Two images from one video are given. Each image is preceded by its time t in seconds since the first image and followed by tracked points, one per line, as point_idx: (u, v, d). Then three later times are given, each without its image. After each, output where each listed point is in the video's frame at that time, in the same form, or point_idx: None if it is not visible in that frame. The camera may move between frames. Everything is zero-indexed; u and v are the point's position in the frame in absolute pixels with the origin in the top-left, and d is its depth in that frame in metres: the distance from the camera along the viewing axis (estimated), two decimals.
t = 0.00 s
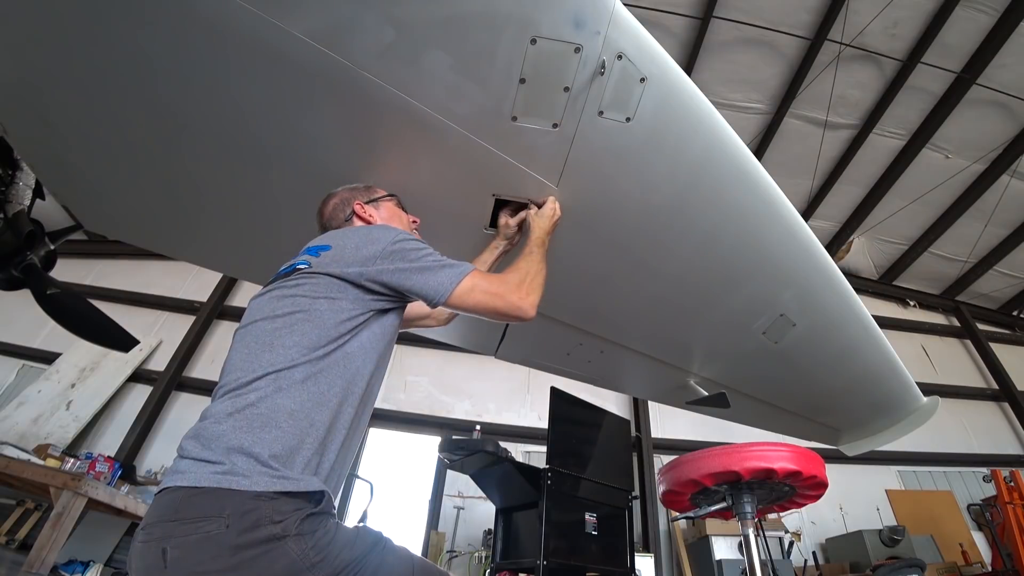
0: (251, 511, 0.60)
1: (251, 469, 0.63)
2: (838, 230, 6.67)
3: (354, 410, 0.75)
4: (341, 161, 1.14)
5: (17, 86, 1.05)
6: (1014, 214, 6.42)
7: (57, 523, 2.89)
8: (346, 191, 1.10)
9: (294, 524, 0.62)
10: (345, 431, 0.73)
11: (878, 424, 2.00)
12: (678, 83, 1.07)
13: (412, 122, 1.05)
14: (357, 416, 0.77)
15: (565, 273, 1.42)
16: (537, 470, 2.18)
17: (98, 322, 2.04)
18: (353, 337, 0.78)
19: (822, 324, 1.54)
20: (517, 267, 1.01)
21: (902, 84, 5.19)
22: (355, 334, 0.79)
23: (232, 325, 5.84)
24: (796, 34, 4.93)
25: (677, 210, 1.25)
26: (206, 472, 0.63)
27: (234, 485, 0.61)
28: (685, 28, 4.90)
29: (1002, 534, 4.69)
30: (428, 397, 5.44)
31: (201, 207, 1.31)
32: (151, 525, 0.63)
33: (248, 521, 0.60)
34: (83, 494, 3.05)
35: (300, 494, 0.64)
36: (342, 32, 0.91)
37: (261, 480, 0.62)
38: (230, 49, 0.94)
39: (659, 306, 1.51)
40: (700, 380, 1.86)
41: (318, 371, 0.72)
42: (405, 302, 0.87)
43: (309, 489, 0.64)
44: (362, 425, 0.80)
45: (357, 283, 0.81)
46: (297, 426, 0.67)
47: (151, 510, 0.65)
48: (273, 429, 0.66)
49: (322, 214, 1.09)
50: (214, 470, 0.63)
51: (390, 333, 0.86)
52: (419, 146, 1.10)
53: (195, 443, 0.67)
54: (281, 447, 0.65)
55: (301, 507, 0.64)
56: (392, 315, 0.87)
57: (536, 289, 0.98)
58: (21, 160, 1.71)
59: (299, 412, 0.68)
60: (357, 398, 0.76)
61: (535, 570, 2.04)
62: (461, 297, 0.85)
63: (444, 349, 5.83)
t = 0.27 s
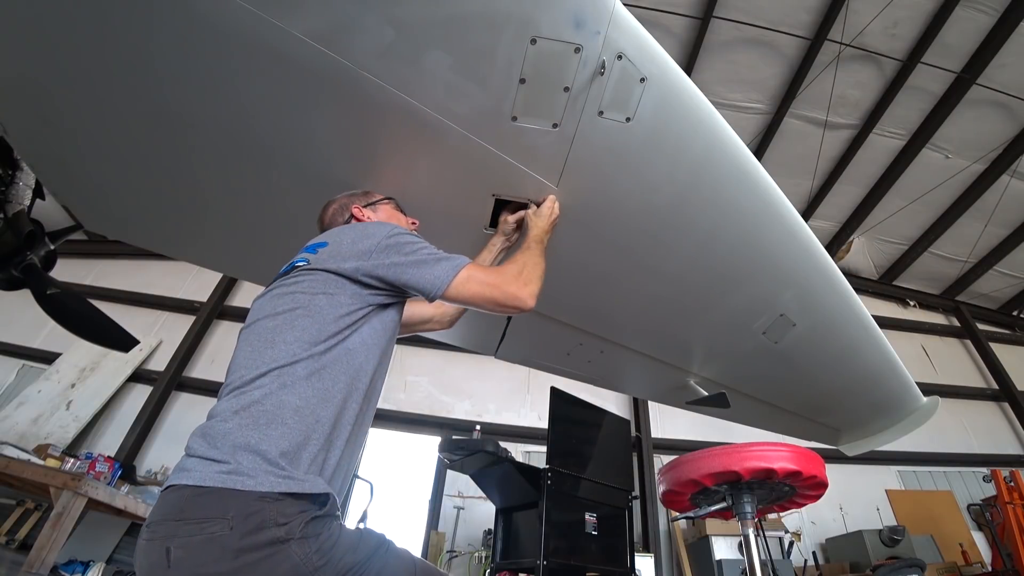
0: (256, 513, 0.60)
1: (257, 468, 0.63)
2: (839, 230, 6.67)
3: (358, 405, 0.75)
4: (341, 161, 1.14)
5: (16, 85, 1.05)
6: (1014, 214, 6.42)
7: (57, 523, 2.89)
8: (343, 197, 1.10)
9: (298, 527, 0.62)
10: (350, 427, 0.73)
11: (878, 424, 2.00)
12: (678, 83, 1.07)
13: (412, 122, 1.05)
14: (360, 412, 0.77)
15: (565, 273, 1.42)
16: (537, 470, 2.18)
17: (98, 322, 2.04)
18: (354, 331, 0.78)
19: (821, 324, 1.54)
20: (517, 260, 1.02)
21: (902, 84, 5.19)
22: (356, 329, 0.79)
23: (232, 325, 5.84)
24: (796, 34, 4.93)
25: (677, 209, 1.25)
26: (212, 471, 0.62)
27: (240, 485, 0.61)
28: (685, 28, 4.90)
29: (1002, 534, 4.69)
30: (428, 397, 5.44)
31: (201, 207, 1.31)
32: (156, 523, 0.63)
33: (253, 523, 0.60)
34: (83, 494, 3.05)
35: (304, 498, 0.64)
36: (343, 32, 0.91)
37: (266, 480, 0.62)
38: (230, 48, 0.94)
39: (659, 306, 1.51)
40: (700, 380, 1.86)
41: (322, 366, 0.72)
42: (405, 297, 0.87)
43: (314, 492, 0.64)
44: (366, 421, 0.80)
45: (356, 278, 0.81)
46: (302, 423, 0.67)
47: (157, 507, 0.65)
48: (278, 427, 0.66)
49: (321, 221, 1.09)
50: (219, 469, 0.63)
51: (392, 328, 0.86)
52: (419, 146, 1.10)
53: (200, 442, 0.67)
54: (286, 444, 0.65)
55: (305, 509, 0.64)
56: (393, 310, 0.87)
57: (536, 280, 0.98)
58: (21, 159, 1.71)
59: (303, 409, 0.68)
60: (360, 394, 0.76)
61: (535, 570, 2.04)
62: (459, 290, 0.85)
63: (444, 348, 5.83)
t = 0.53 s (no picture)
0: (255, 513, 0.60)
1: (256, 468, 0.62)
2: (839, 230, 6.67)
3: (358, 403, 0.75)
4: (341, 160, 1.14)
5: (16, 85, 1.04)
6: (1014, 214, 6.42)
7: (57, 523, 2.89)
8: (343, 201, 1.13)
9: (298, 527, 0.62)
10: (349, 425, 0.73)
11: (877, 424, 2.00)
12: (678, 83, 1.07)
13: (412, 122, 1.05)
14: (360, 410, 0.77)
15: (565, 273, 1.42)
16: (537, 470, 2.18)
17: (98, 322, 2.04)
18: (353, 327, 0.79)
19: (822, 324, 1.54)
20: (516, 255, 1.03)
21: (902, 84, 5.19)
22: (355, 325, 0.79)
23: (232, 325, 5.84)
24: (796, 34, 4.93)
25: (677, 209, 1.25)
26: (211, 471, 0.63)
27: (239, 485, 0.61)
28: (685, 28, 4.90)
29: (1002, 534, 4.69)
30: (428, 397, 5.44)
31: (201, 206, 1.30)
32: (156, 523, 0.63)
33: (252, 523, 0.60)
34: (83, 494, 3.05)
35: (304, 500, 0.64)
36: (343, 32, 0.91)
37: (265, 480, 0.62)
38: (231, 48, 0.94)
39: (659, 306, 1.51)
40: (700, 380, 1.86)
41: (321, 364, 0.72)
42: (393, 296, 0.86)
43: (313, 492, 0.64)
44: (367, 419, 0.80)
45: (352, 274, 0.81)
46: (300, 423, 0.67)
47: (158, 506, 0.65)
48: (276, 426, 0.66)
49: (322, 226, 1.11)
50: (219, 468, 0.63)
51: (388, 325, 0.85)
52: (419, 146, 1.10)
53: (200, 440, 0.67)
54: (284, 444, 0.65)
55: (305, 509, 0.64)
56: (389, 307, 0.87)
57: (534, 273, 0.99)
58: (21, 159, 1.71)
59: (302, 408, 0.68)
60: (360, 392, 0.76)
61: (535, 570, 2.04)
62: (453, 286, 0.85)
63: (444, 349, 5.83)
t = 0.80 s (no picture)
0: (256, 512, 0.60)
1: (258, 467, 0.62)
2: (839, 230, 6.67)
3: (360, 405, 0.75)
4: (341, 160, 1.14)
5: (16, 85, 1.04)
6: (1014, 215, 6.42)
7: (57, 523, 2.88)
8: (349, 211, 1.12)
9: (299, 526, 0.62)
10: (351, 426, 0.73)
11: (877, 424, 2.00)
12: (678, 83, 1.07)
13: (412, 122, 1.05)
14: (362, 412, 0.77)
15: (565, 273, 1.42)
16: (537, 470, 2.18)
17: (98, 322, 2.04)
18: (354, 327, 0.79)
19: (822, 324, 1.54)
20: (517, 254, 1.03)
21: (902, 84, 5.19)
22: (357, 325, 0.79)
23: (232, 325, 5.84)
24: (796, 34, 4.92)
25: (677, 209, 1.25)
26: (213, 470, 0.63)
27: (241, 484, 0.61)
28: (685, 28, 4.89)
29: (1002, 534, 4.69)
30: (428, 397, 5.44)
31: (201, 206, 1.30)
32: (157, 522, 0.63)
33: (253, 522, 0.60)
34: (83, 494, 3.04)
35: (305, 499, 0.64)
36: (343, 33, 0.91)
37: (266, 479, 0.62)
38: (230, 48, 0.94)
39: (659, 307, 1.51)
40: (700, 380, 1.86)
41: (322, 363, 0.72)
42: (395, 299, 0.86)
43: (314, 491, 0.64)
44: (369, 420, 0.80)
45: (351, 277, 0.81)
46: (301, 423, 0.67)
47: (160, 504, 0.65)
48: (277, 427, 0.66)
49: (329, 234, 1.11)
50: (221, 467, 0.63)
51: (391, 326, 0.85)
52: (419, 146, 1.10)
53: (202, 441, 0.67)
54: (286, 445, 0.65)
55: (306, 508, 0.64)
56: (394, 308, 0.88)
57: (535, 271, 1.00)
58: (21, 159, 1.71)
59: (303, 410, 0.68)
60: (362, 394, 0.76)
61: (535, 570, 2.04)
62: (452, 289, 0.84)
63: (444, 349, 5.83)
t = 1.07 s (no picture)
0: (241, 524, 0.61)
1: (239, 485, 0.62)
2: (839, 230, 6.67)
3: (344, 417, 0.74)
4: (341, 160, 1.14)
5: (17, 84, 1.05)
6: (1014, 214, 6.42)
7: (57, 524, 2.89)
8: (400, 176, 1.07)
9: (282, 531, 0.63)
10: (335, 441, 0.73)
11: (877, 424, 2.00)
12: (677, 83, 1.08)
13: (412, 122, 1.05)
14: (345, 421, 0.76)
15: (565, 273, 1.42)
16: (537, 470, 2.18)
17: (98, 322, 2.04)
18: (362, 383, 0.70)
19: (821, 324, 1.54)
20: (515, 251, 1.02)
21: (902, 84, 5.19)
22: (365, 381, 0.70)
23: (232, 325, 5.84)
24: (796, 34, 4.93)
25: (677, 209, 1.25)
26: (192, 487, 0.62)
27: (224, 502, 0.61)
28: (685, 28, 4.90)
29: (1002, 534, 4.68)
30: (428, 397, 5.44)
31: (201, 207, 1.30)
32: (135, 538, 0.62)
33: (239, 535, 0.60)
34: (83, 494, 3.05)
35: (288, 511, 0.64)
36: (343, 32, 0.91)
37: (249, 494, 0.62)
38: (229, 48, 0.94)
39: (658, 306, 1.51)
40: (700, 380, 1.86)
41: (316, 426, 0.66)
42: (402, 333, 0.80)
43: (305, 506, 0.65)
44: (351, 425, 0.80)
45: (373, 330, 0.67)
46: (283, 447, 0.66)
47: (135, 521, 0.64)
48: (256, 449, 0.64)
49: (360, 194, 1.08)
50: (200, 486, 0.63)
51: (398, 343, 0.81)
52: (419, 145, 1.10)
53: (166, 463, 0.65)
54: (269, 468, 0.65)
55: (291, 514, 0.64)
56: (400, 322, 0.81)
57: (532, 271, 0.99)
58: (21, 159, 1.71)
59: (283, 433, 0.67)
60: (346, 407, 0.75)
61: (535, 570, 2.04)
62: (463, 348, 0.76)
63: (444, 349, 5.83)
